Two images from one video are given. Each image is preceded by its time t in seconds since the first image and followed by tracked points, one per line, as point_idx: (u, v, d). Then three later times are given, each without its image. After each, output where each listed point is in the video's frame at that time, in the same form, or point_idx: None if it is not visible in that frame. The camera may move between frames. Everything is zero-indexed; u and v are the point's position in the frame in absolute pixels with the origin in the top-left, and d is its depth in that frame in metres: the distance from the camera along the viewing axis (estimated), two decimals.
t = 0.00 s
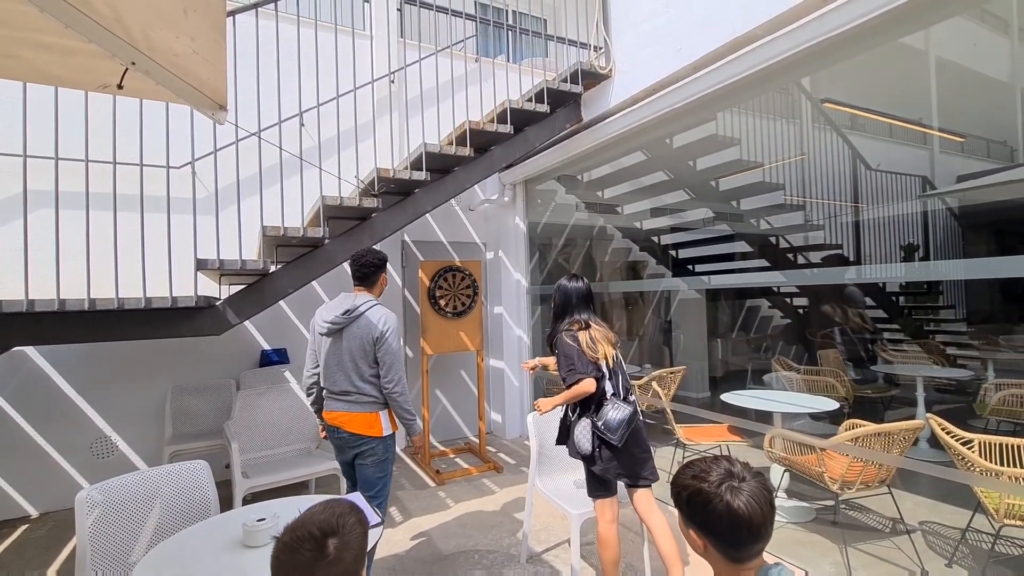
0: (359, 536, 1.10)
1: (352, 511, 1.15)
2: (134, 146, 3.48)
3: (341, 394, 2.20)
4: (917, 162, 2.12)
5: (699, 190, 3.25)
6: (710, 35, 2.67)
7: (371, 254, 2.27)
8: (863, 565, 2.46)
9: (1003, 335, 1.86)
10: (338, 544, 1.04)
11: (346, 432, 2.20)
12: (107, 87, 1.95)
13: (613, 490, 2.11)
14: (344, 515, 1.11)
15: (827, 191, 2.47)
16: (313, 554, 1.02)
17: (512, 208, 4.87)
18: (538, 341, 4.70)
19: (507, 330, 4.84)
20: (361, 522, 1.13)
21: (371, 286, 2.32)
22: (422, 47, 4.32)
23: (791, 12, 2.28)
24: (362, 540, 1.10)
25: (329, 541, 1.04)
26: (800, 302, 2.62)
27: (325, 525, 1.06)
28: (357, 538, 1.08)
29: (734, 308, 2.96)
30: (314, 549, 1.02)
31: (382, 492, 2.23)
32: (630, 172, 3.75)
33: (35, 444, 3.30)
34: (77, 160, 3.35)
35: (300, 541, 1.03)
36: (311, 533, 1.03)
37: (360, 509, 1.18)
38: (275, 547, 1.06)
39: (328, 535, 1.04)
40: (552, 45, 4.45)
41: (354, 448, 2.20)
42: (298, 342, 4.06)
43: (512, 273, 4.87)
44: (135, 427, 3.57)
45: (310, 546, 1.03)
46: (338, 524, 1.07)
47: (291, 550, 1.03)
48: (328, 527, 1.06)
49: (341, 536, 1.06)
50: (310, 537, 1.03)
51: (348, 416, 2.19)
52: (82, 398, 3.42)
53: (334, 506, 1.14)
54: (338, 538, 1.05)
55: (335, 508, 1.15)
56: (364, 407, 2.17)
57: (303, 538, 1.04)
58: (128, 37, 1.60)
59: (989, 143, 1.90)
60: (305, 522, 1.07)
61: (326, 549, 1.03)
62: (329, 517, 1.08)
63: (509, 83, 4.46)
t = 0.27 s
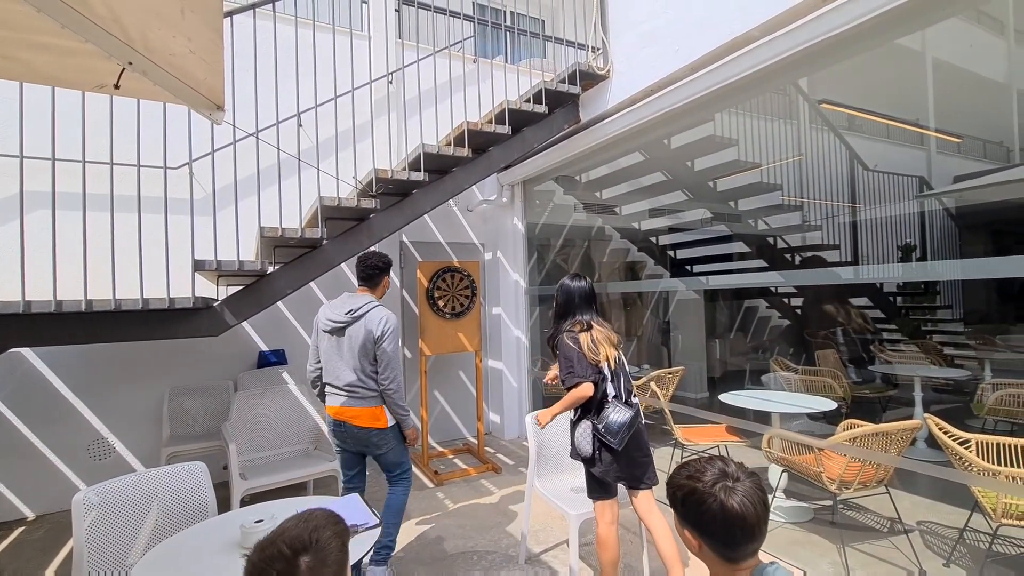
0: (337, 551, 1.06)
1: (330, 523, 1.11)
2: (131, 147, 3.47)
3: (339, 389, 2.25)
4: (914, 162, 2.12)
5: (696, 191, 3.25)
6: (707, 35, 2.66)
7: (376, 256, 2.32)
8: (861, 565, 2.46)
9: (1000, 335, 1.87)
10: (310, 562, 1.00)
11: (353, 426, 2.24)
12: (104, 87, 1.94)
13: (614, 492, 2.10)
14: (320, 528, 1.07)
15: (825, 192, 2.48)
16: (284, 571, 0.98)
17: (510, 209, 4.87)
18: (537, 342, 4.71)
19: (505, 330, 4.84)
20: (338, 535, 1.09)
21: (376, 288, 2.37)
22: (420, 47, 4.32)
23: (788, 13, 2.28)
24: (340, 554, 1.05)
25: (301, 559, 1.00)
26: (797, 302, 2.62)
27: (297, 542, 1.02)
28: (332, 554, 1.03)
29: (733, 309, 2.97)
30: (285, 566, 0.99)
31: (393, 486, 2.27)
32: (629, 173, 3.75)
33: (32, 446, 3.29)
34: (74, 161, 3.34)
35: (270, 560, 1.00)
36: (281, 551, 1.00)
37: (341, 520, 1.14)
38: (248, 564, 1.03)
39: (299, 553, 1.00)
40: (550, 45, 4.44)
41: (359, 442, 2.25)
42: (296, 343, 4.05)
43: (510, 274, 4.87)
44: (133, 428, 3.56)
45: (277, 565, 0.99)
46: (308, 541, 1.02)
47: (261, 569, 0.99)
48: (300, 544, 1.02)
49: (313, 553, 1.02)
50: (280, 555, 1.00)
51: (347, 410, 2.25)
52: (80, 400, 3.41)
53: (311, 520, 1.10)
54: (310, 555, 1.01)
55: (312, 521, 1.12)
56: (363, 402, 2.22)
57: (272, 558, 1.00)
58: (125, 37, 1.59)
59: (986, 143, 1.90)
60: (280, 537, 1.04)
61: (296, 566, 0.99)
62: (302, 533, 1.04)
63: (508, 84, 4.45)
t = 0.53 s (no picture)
0: (347, 553, 1.02)
1: (348, 526, 1.08)
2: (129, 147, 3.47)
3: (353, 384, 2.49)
4: (911, 163, 2.15)
5: (695, 191, 3.29)
6: (705, 36, 2.66)
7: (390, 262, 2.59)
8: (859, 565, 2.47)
9: (997, 335, 1.88)
10: (309, 562, 0.98)
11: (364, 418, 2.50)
12: (102, 87, 1.93)
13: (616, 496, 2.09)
14: (333, 528, 1.05)
15: (823, 192, 2.50)
16: (282, 567, 0.99)
17: (508, 209, 4.87)
18: (536, 342, 4.72)
19: (504, 331, 4.83)
20: (352, 540, 1.05)
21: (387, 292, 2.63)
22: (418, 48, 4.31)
23: (786, 14, 2.28)
24: (349, 555, 1.02)
25: (300, 557, 0.99)
26: (795, 301, 2.64)
27: (302, 539, 1.02)
28: (334, 559, 0.99)
29: (731, 309, 2.97)
30: (286, 561, 0.99)
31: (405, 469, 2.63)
32: (627, 173, 3.76)
33: (29, 446, 3.28)
34: (72, 161, 3.34)
35: (274, 553, 1.01)
36: (283, 545, 1.01)
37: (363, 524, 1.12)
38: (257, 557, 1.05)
39: (300, 551, 1.00)
40: (549, 45, 4.44)
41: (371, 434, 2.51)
42: (294, 343, 4.04)
43: (508, 274, 4.86)
44: (130, 428, 3.55)
45: (278, 563, 0.99)
46: (313, 541, 1.01)
47: (267, 562, 1.01)
48: (303, 542, 1.01)
49: (314, 554, 0.99)
50: (283, 550, 1.01)
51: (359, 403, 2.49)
52: (77, 400, 3.40)
53: (330, 519, 1.09)
54: (309, 555, 0.99)
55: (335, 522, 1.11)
56: (375, 395, 2.48)
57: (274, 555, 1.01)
58: (123, 37, 1.59)
59: (982, 144, 1.93)
60: (292, 532, 1.05)
61: (293, 564, 0.98)
62: (311, 530, 1.03)
63: (506, 83, 4.45)
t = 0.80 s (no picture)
0: (335, 556, 1.00)
1: (348, 532, 1.06)
2: (125, 144, 3.45)
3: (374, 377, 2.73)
4: (910, 165, 2.13)
5: (692, 192, 3.26)
6: (703, 36, 2.66)
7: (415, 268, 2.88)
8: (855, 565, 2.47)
9: (993, 337, 1.88)
10: (289, 559, 0.99)
11: (382, 408, 2.72)
12: (98, 84, 1.92)
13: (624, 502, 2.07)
14: (329, 531, 1.04)
15: (819, 193, 2.49)
16: (266, 560, 1.02)
17: (506, 208, 4.88)
18: (533, 342, 4.72)
19: (502, 330, 4.83)
20: (341, 548, 1.02)
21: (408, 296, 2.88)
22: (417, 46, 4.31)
23: (784, 15, 2.28)
24: (337, 558, 1.00)
25: (285, 552, 1.01)
26: (794, 303, 2.62)
27: (293, 534, 1.04)
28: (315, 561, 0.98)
29: (729, 310, 2.97)
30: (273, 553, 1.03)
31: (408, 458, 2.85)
32: (625, 174, 3.77)
33: (24, 444, 3.27)
34: (69, 158, 3.32)
35: (269, 542, 1.05)
36: (273, 537, 1.05)
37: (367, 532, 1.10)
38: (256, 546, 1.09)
39: (287, 546, 1.02)
40: (548, 45, 4.44)
41: (389, 422, 2.73)
42: (292, 342, 4.03)
43: (506, 273, 4.84)
44: (126, 426, 3.54)
45: (264, 558, 1.03)
46: (299, 539, 1.01)
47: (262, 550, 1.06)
48: (291, 538, 1.03)
49: (295, 553, 0.99)
50: (272, 541, 1.04)
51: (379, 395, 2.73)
52: (73, 397, 3.39)
53: (333, 522, 1.08)
54: (291, 552, 1.00)
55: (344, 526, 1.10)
56: (395, 388, 2.72)
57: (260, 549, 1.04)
58: (121, 34, 1.59)
59: (980, 146, 1.91)
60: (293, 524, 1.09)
61: (273, 559, 1.00)
62: (307, 526, 1.05)
63: (505, 83, 4.44)
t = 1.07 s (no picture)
0: (321, 557, 1.00)
1: (341, 535, 1.05)
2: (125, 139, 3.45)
3: (390, 363, 2.98)
4: (909, 168, 2.14)
5: (691, 192, 3.31)
6: (704, 37, 2.66)
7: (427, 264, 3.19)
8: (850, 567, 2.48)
9: (990, 340, 1.88)
10: (272, 554, 1.00)
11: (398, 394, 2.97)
12: (98, 79, 1.92)
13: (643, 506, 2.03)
14: (318, 531, 1.04)
15: (819, 196, 2.50)
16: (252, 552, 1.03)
17: (506, 207, 4.87)
18: (531, 341, 4.72)
19: (500, 329, 4.83)
20: (327, 552, 1.00)
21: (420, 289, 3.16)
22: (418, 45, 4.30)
23: (784, 17, 2.28)
24: (324, 557, 0.99)
25: (272, 547, 1.02)
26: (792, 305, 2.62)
27: (283, 529, 1.06)
28: (295, 557, 0.98)
29: (727, 311, 2.99)
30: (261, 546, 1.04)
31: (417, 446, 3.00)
32: (625, 174, 3.78)
33: (20, 438, 3.26)
34: (68, 152, 3.32)
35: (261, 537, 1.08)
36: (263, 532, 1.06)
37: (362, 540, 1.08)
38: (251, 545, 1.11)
39: (274, 541, 1.03)
40: (549, 44, 4.44)
41: (404, 408, 2.97)
42: (290, 339, 4.03)
43: (505, 272, 4.84)
44: (123, 422, 3.54)
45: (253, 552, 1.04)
46: (284, 536, 1.02)
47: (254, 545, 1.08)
48: (279, 533, 1.04)
49: (277, 549, 1.00)
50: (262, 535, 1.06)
51: (396, 381, 2.98)
52: (70, 393, 3.39)
53: (326, 524, 1.08)
54: (275, 548, 1.01)
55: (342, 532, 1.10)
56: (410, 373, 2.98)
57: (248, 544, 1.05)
58: (121, 29, 1.59)
59: (979, 150, 1.92)
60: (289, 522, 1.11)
61: (257, 554, 1.01)
62: (298, 524, 1.06)
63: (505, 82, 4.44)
